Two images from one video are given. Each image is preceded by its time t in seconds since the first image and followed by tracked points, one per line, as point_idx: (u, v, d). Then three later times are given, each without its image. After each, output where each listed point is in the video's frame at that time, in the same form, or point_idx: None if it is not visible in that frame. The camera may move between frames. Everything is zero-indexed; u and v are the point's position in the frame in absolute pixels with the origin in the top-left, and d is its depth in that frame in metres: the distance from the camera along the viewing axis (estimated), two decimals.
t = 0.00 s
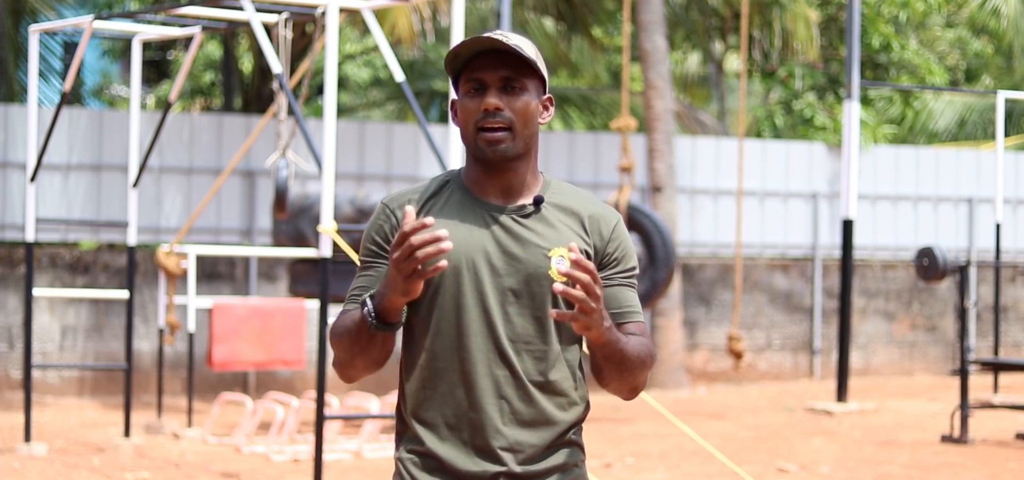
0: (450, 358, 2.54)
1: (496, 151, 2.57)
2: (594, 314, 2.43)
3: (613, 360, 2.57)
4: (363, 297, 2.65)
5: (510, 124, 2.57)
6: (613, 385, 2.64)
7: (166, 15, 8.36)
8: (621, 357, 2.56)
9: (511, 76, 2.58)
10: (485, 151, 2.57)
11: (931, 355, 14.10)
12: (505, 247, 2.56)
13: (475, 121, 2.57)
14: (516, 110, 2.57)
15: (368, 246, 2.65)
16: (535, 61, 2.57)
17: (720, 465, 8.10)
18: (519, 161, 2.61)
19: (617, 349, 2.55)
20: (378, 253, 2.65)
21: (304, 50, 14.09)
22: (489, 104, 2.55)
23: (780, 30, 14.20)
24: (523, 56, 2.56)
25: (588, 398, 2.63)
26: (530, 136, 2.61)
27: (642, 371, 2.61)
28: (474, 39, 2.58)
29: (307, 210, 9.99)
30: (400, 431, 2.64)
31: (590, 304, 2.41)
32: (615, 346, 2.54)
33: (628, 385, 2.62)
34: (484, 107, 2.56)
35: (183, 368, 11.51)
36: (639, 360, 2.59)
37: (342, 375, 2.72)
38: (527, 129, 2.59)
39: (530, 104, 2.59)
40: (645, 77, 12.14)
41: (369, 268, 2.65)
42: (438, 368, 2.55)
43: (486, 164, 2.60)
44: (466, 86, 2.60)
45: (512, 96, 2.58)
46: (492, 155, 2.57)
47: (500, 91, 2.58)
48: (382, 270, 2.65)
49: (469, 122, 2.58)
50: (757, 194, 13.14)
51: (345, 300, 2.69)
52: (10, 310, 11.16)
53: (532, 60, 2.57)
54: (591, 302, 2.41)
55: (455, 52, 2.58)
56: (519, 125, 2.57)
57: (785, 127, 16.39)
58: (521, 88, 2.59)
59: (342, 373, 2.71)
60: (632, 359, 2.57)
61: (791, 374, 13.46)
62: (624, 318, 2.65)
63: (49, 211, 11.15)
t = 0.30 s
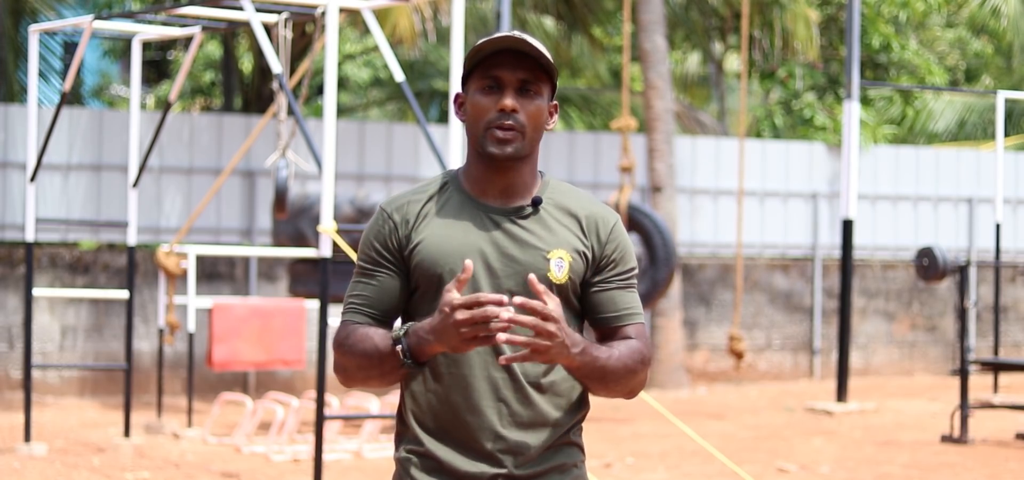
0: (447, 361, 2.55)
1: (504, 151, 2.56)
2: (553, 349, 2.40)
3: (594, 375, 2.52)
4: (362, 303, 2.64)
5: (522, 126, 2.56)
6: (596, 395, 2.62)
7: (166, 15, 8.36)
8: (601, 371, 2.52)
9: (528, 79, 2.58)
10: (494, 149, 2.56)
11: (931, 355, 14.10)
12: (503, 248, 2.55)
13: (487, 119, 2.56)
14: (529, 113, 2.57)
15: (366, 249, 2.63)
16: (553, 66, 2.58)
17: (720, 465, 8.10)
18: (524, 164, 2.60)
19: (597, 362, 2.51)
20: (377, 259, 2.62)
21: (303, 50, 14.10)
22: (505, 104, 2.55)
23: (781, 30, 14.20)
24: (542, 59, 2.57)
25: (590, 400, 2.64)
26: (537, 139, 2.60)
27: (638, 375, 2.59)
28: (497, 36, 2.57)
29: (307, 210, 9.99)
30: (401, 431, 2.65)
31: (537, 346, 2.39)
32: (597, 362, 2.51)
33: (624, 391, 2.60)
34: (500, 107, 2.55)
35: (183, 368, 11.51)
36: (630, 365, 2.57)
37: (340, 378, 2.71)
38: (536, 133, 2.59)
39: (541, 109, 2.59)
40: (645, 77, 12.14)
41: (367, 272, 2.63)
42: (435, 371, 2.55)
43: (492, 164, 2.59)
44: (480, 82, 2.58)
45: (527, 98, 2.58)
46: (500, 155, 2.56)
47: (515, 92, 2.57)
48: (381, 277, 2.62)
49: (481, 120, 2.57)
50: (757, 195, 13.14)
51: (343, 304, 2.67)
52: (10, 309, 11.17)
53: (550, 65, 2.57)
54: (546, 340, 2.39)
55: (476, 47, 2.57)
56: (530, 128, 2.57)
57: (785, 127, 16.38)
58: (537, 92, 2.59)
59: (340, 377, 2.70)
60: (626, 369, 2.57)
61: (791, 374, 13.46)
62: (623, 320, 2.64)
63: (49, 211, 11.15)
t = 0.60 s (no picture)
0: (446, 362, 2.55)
1: (502, 153, 2.57)
2: (527, 371, 2.41)
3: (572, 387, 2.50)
4: (360, 302, 2.64)
5: (519, 128, 2.56)
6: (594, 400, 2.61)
7: (166, 15, 8.36)
8: (585, 381, 2.51)
9: (525, 81, 2.58)
10: (492, 151, 2.57)
11: (931, 355, 14.10)
12: (502, 248, 2.55)
13: (484, 121, 2.56)
14: (526, 115, 2.56)
15: (365, 249, 2.63)
16: (549, 67, 2.57)
17: (721, 465, 8.10)
18: (523, 164, 2.60)
19: (579, 374, 2.50)
20: (376, 260, 2.62)
21: (303, 50, 14.10)
22: (501, 107, 2.54)
23: (781, 30, 14.20)
24: (538, 61, 2.56)
25: (591, 401, 2.64)
26: (535, 140, 2.60)
27: (637, 378, 2.58)
28: (492, 38, 2.56)
29: (307, 210, 9.99)
30: (401, 431, 2.65)
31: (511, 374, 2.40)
32: (576, 372, 2.50)
33: (624, 395, 2.59)
34: (496, 110, 2.55)
35: (183, 368, 11.51)
36: (625, 371, 2.56)
37: (337, 376, 2.71)
38: (534, 135, 2.58)
39: (539, 110, 2.59)
40: (645, 77, 12.14)
41: (365, 272, 2.63)
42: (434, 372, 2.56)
43: (490, 165, 2.59)
44: (477, 84, 2.58)
45: (523, 100, 2.57)
46: (498, 157, 2.57)
47: (512, 94, 2.57)
48: (380, 277, 2.62)
49: (478, 122, 2.57)
50: (757, 195, 13.13)
51: (341, 303, 2.67)
52: (10, 309, 11.16)
53: (546, 66, 2.56)
54: (521, 366, 2.39)
55: (472, 50, 2.56)
56: (527, 130, 2.57)
57: (785, 127, 16.36)
58: (533, 93, 2.58)
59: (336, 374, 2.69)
60: (618, 374, 2.55)
61: (791, 374, 13.46)
62: (625, 320, 2.63)
63: (50, 211, 11.15)
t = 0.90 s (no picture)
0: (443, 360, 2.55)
1: (503, 154, 2.56)
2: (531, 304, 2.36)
3: (580, 353, 2.45)
4: (361, 303, 2.64)
5: (521, 131, 2.56)
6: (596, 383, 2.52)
7: (166, 16, 8.35)
8: (586, 344, 2.45)
9: (527, 82, 2.57)
10: (493, 151, 2.56)
11: (931, 355, 14.10)
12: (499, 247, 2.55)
13: (485, 123, 2.56)
14: (528, 116, 2.56)
15: (366, 250, 2.64)
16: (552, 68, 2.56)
17: (721, 465, 8.10)
18: (524, 165, 2.60)
19: (579, 335, 2.44)
20: (377, 260, 2.63)
21: (303, 50, 14.10)
22: (504, 108, 2.54)
23: (781, 30, 14.20)
24: (541, 63, 2.56)
25: (590, 402, 2.63)
26: (537, 141, 2.60)
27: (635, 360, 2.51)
28: (494, 39, 2.56)
29: (307, 210, 9.99)
30: (401, 431, 2.65)
31: (502, 339, 2.33)
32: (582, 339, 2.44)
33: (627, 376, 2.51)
34: (498, 111, 2.54)
35: (183, 368, 11.51)
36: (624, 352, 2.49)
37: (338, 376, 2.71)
38: (535, 136, 2.58)
39: (541, 111, 2.58)
40: (645, 77, 12.14)
41: (366, 273, 2.64)
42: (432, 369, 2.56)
43: (489, 166, 2.59)
44: (479, 85, 2.58)
45: (526, 102, 2.57)
46: (499, 158, 2.57)
47: (515, 95, 2.57)
48: (381, 278, 2.62)
49: (479, 124, 2.56)
50: (757, 195, 13.14)
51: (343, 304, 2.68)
52: (11, 310, 11.16)
53: (550, 68, 2.56)
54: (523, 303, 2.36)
55: (475, 50, 2.56)
56: (529, 131, 2.57)
57: (785, 127, 16.35)
58: (536, 95, 2.58)
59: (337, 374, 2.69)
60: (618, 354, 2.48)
61: (791, 374, 13.47)
62: (614, 310, 2.57)
63: (49, 211, 11.15)
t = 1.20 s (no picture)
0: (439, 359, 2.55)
1: (504, 154, 2.57)
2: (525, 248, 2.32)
3: (577, 316, 2.39)
4: (361, 304, 2.66)
5: (522, 131, 2.56)
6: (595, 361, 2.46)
7: (166, 15, 8.35)
8: (581, 308, 2.39)
9: (532, 84, 2.57)
10: (493, 151, 2.57)
11: (931, 355, 14.10)
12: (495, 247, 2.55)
13: (488, 121, 2.56)
14: (530, 117, 2.56)
15: (366, 251, 2.65)
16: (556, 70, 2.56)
17: (720, 465, 8.10)
18: (524, 165, 2.60)
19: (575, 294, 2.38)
20: (376, 260, 2.64)
21: (303, 50, 14.10)
22: (507, 109, 2.54)
23: (781, 30, 14.19)
24: (546, 65, 2.56)
25: (589, 400, 2.63)
26: (538, 143, 2.60)
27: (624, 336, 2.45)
28: (501, 39, 2.56)
29: (307, 210, 9.99)
30: (401, 431, 2.66)
31: (497, 337, 2.32)
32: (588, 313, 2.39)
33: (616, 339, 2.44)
34: (502, 111, 2.55)
35: (183, 368, 11.51)
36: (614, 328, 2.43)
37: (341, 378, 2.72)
38: (537, 137, 2.58)
39: (544, 113, 2.58)
40: (645, 77, 12.15)
41: (367, 274, 2.65)
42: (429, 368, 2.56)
43: (488, 165, 2.59)
44: (483, 84, 2.58)
45: (529, 103, 2.57)
46: (499, 157, 2.57)
47: (518, 96, 2.57)
48: (381, 279, 2.63)
49: (482, 122, 2.57)
50: (758, 195, 13.14)
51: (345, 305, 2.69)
52: (11, 310, 11.17)
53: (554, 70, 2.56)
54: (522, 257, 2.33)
55: (482, 48, 2.55)
56: (530, 132, 2.57)
57: (785, 127, 16.34)
58: (539, 97, 2.58)
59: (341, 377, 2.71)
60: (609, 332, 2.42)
61: (791, 374, 13.47)
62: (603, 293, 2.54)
63: (49, 211, 11.15)
